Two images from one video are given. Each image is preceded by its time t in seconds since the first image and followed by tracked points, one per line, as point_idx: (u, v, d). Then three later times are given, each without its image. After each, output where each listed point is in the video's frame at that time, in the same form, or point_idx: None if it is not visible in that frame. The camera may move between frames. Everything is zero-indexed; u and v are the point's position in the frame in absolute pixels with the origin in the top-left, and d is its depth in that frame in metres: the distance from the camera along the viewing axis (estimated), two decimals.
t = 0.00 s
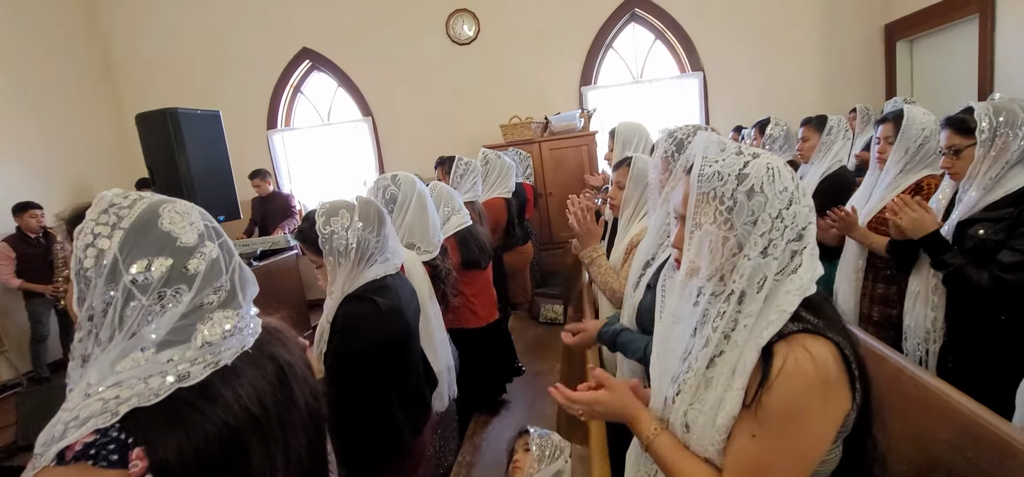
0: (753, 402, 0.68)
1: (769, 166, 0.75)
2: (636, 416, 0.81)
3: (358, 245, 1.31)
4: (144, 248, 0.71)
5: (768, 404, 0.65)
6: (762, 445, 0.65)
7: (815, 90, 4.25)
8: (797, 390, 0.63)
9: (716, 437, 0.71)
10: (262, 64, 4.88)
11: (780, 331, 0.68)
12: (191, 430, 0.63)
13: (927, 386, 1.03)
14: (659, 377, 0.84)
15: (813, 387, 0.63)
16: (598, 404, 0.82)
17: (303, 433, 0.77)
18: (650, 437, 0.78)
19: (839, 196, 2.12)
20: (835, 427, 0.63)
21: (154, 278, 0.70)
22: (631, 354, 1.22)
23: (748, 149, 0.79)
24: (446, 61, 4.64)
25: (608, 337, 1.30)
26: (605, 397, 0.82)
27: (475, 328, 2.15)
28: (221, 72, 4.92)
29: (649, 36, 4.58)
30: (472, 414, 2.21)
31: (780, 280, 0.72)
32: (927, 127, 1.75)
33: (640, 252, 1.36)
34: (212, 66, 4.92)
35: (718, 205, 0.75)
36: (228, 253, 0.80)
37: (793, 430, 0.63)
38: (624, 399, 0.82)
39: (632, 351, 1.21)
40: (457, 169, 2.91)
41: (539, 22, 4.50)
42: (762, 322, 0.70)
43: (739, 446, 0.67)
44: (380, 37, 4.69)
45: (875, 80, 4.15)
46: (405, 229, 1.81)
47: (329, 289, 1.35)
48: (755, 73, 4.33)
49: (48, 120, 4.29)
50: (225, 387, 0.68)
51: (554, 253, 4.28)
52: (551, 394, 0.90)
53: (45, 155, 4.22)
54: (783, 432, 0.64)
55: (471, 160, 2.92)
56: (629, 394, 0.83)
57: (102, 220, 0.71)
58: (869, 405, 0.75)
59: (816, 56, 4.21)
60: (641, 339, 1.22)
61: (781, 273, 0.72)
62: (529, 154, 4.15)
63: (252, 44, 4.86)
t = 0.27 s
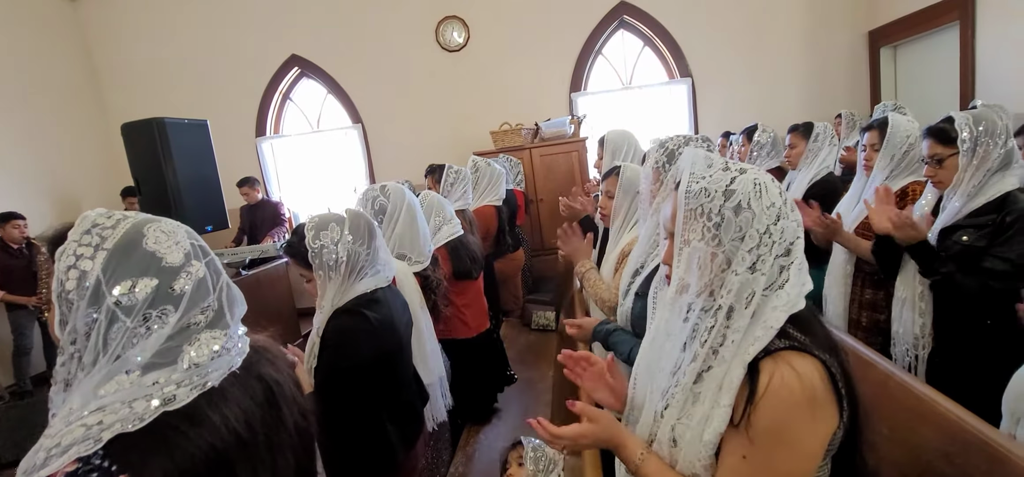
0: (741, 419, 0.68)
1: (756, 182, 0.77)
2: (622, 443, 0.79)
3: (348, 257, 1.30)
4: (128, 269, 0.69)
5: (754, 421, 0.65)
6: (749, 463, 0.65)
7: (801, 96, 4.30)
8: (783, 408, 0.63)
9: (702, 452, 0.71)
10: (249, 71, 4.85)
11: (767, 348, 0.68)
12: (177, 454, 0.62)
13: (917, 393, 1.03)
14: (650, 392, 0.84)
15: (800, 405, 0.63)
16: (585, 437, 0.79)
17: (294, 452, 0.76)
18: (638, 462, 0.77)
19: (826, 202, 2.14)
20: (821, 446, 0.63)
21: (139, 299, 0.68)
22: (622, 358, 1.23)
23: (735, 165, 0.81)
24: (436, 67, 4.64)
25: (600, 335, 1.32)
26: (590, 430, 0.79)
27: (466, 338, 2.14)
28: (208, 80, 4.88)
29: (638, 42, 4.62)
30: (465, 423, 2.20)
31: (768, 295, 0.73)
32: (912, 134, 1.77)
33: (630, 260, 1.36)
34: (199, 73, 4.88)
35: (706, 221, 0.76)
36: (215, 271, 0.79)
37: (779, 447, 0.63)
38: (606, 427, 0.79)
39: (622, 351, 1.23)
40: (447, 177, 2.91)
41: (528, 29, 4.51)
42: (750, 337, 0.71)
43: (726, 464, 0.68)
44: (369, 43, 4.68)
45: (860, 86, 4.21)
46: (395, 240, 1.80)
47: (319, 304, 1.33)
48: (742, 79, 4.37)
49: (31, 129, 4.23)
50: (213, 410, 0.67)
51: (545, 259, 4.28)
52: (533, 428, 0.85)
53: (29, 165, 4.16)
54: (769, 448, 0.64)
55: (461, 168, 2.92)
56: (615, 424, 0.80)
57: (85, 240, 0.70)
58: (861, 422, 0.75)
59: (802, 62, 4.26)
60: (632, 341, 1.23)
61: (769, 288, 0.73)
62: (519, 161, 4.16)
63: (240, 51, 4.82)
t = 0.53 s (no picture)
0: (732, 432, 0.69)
1: (749, 194, 0.77)
2: (619, 441, 0.83)
3: (342, 267, 1.29)
4: (117, 284, 0.69)
5: (747, 436, 0.66)
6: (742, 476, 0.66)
7: (793, 100, 4.33)
8: (775, 422, 0.64)
9: (695, 465, 0.71)
10: (241, 76, 4.82)
11: (760, 362, 0.68)
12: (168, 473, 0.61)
13: (908, 396, 1.03)
14: (643, 403, 0.85)
15: (791, 420, 0.63)
16: (584, 429, 0.84)
17: (287, 466, 0.75)
18: (632, 463, 0.80)
19: (818, 207, 2.16)
20: (813, 460, 0.63)
21: (129, 315, 0.68)
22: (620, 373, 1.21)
23: (727, 177, 0.82)
24: (429, 71, 4.63)
25: (593, 355, 1.30)
26: (590, 423, 0.84)
27: (460, 345, 2.14)
28: (200, 84, 4.85)
29: (630, 46, 4.63)
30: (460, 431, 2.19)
31: (761, 307, 0.73)
32: (903, 139, 1.79)
33: (623, 267, 1.36)
34: (190, 78, 4.85)
35: (699, 233, 0.77)
36: (206, 285, 0.78)
37: (771, 461, 0.64)
38: (603, 421, 0.84)
39: (620, 367, 1.21)
40: (440, 183, 2.90)
41: (521, 33, 4.51)
42: (742, 351, 0.71)
43: None
44: (362, 47, 4.67)
45: (851, 89, 4.25)
46: (389, 247, 1.80)
47: (313, 313, 1.32)
48: (734, 82, 4.40)
49: (20, 135, 4.18)
50: (205, 426, 0.66)
51: (539, 263, 4.28)
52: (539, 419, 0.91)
53: (17, 171, 4.11)
54: (761, 462, 0.64)
55: (454, 174, 2.92)
56: (615, 416, 0.85)
57: (73, 256, 0.69)
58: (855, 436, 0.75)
59: (793, 66, 4.29)
60: (628, 355, 1.22)
61: (762, 300, 0.73)
62: (513, 165, 4.16)
63: (231, 55, 4.79)
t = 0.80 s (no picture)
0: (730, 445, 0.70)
1: (740, 202, 0.79)
2: (611, 468, 0.81)
3: (336, 275, 1.28)
4: (102, 298, 0.67)
5: (744, 448, 0.67)
6: None
7: (783, 103, 4.37)
8: (772, 435, 0.64)
9: None
10: (231, 79, 4.78)
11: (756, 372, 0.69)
12: None
13: (900, 400, 1.04)
14: (641, 413, 0.86)
15: (788, 432, 0.64)
16: (572, 464, 0.80)
17: None
18: None
19: (808, 210, 2.18)
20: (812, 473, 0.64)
21: (115, 329, 0.67)
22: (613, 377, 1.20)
23: (719, 185, 0.83)
24: (421, 74, 4.62)
25: (583, 359, 1.28)
26: (578, 457, 0.81)
27: (452, 351, 2.12)
28: (189, 87, 4.80)
29: (622, 49, 4.65)
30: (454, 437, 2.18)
31: (756, 316, 0.75)
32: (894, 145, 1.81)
33: (616, 271, 1.35)
34: (179, 80, 4.80)
35: (691, 243, 0.78)
36: (193, 295, 0.77)
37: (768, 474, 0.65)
38: (593, 452, 0.81)
39: (611, 371, 1.20)
40: (431, 187, 2.89)
41: (513, 36, 4.51)
42: (738, 361, 0.72)
43: None
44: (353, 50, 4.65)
45: (840, 92, 4.29)
46: (381, 251, 1.78)
47: (305, 322, 1.31)
48: (725, 85, 4.43)
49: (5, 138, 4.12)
50: (195, 441, 0.65)
51: (532, 266, 4.28)
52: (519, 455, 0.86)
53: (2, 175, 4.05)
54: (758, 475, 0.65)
55: (445, 178, 2.91)
56: (603, 447, 0.82)
57: (55, 269, 0.68)
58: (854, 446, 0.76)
59: (784, 69, 4.33)
60: (619, 360, 1.21)
61: (757, 310, 0.75)
62: (505, 168, 4.15)
63: (221, 57, 4.75)
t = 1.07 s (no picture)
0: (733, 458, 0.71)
1: (738, 212, 0.79)
2: (615, 464, 0.88)
3: (329, 283, 1.27)
4: (95, 314, 0.66)
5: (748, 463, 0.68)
6: None
7: (775, 107, 4.40)
8: (775, 450, 0.66)
9: None
10: (222, 82, 4.74)
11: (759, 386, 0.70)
12: None
13: (892, 406, 1.04)
14: (642, 424, 0.86)
15: (792, 447, 0.65)
16: (579, 454, 0.88)
17: None
18: None
19: (801, 215, 2.19)
20: None
21: (107, 347, 0.65)
22: (606, 384, 1.20)
23: (717, 196, 0.84)
24: (414, 78, 4.61)
25: (582, 363, 1.29)
26: (585, 448, 0.89)
27: (446, 355, 2.11)
28: (179, 90, 4.76)
29: (615, 54, 4.67)
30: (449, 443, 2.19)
31: (757, 327, 0.75)
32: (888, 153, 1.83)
33: (611, 277, 1.35)
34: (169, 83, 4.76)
35: (689, 254, 0.78)
36: (189, 310, 0.76)
37: None
38: (599, 448, 0.89)
39: (604, 377, 1.21)
40: (423, 192, 2.89)
41: (507, 40, 4.51)
42: (739, 374, 0.73)
43: None
44: (346, 53, 4.63)
45: (831, 96, 4.33)
46: (375, 258, 1.77)
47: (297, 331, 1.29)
48: (717, 90, 4.45)
49: None
50: (189, 462, 0.65)
51: (526, 270, 4.28)
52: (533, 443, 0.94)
53: None
54: None
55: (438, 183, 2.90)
56: (609, 444, 0.90)
57: (47, 283, 0.66)
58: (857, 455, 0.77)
59: (775, 74, 4.37)
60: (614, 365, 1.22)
61: (757, 321, 0.75)
62: (499, 172, 4.15)
63: (211, 60, 4.71)
